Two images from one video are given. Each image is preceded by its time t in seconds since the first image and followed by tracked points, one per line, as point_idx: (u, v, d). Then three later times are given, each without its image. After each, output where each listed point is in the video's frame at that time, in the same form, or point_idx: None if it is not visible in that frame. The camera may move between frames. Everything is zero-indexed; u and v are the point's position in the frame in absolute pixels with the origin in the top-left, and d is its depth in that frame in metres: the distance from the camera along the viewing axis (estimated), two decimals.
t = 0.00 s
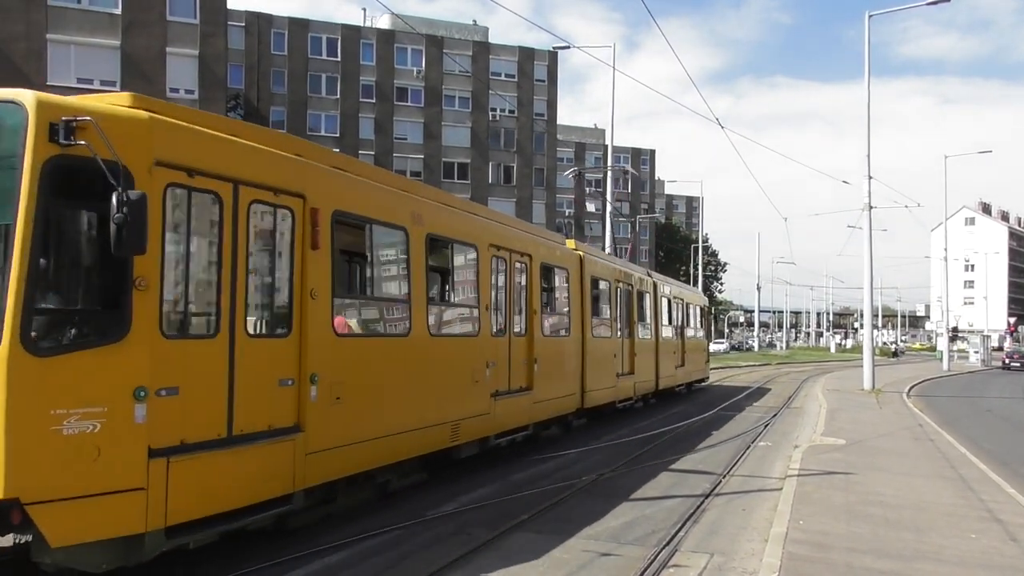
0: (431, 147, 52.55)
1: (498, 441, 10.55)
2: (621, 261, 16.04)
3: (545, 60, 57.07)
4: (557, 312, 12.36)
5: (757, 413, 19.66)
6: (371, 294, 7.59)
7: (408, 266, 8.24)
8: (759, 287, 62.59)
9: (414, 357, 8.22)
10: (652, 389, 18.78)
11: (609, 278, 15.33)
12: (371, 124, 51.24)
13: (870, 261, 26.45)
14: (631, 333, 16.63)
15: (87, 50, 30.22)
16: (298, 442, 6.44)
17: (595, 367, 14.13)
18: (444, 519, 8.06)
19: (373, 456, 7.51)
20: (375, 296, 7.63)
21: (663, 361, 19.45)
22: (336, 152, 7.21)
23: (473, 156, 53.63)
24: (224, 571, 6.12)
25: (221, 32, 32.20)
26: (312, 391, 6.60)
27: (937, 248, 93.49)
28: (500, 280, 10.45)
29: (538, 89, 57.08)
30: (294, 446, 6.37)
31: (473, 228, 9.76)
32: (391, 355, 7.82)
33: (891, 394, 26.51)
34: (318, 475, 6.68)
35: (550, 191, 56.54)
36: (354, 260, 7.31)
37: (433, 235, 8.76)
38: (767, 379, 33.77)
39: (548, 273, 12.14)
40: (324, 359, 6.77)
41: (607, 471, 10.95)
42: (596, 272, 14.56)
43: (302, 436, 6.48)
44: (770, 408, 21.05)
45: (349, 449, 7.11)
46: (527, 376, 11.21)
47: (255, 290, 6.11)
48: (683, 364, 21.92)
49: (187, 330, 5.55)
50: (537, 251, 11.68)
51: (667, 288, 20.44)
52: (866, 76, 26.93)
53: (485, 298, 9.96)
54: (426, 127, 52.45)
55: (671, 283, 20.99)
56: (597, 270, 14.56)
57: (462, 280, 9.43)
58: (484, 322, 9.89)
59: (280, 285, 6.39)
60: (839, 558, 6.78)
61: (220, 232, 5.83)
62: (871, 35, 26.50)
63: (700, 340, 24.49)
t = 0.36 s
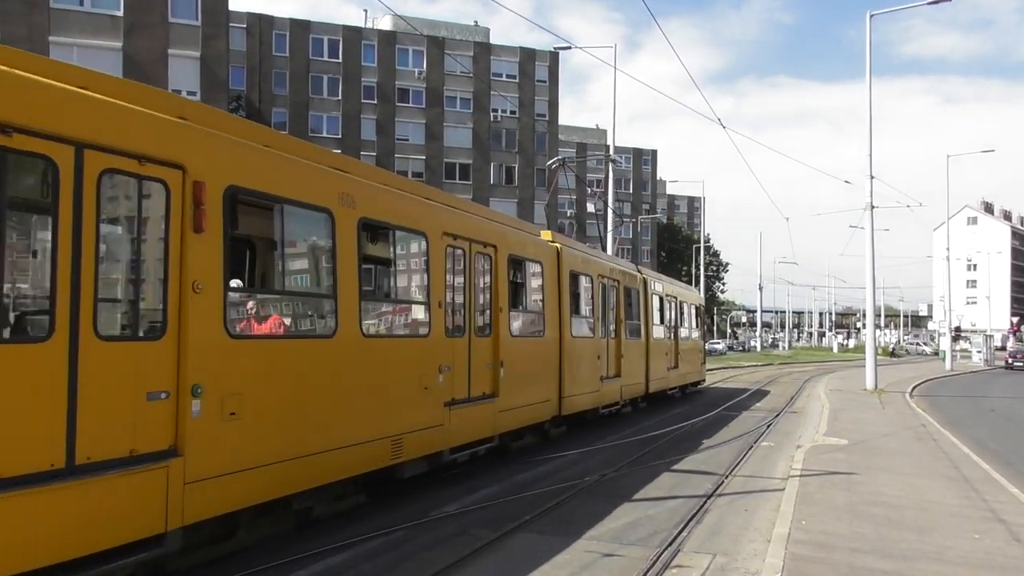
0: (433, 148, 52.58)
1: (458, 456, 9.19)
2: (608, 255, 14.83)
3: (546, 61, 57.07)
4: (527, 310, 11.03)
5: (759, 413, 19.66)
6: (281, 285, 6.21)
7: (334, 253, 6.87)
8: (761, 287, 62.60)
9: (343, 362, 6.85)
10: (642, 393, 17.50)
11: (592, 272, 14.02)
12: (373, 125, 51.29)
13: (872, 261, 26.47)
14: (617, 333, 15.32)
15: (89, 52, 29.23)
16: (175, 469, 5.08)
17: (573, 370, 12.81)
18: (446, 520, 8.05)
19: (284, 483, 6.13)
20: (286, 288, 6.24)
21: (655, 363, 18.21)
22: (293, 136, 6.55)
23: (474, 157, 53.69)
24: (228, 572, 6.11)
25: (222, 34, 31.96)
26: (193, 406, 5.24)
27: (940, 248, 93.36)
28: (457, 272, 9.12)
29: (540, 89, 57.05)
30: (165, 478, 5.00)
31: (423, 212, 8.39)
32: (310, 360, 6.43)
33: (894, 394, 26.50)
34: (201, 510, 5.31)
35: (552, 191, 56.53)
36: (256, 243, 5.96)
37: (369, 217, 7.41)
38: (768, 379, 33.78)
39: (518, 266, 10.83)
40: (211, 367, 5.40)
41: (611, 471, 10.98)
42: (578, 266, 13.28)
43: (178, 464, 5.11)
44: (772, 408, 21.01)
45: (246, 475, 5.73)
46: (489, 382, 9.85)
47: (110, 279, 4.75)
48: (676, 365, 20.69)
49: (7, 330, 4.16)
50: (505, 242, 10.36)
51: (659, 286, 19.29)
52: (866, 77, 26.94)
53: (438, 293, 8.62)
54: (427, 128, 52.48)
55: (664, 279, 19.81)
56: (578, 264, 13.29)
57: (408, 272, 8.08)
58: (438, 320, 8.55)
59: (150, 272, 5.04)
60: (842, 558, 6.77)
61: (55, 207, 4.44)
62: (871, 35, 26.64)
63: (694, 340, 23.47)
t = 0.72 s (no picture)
0: (436, 149, 52.59)
1: (405, 475, 8.06)
2: (588, 247, 13.88)
3: (549, 61, 57.00)
4: (490, 307, 9.96)
5: (763, 413, 19.66)
6: (152, 272, 5.11)
7: (229, 237, 5.77)
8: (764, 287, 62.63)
9: (240, 368, 5.73)
10: (630, 397, 16.59)
11: (569, 266, 12.98)
12: (376, 126, 51.41)
13: (875, 260, 26.42)
14: (597, 331, 14.31)
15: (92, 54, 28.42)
16: None
17: (547, 374, 11.71)
18: (450, 520, 8.05)
19: (155, 516, 5.01)
20: (158, 278, 5.14)
21: (643, 365, 17.30)
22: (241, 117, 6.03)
23: (477, 158, 53.78)
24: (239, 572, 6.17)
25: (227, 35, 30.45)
26: (6, 429, 4.11)
27: (944, 247, 93.14)
28: (403, 264, 8.00)
29: (543, 90, 56.98)
30: None
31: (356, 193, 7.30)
32: (190, 368, 5.32)
33: (898, 393, 26.47)
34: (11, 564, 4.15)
35: (555, 191, 56.49)
36: (115, 223, 4.91)
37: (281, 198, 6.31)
38: (772, 379, 33.75)
39: (480, 259, 9.76)
40: (37, 374, 4.29)
41: (614, 471, 11.01)
42: (552, 259, 12.25)
43: None
44: (776, 409, 20.93)
45: (85, 514, 4.56)
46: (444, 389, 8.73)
47: None
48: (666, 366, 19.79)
49: None
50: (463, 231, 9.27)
51: (651, 282, 18.40)
52: (869, 77, 26.90)
53: (379, 288, 7.49)
54: (430, 129, 52.47)
55: (654, 275, 18.94)
56: (552, 257, 12.26)
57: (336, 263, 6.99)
58: (375, 319, 7.42)
59: None
60: (846, 558, 6.76)
61: None
62: (874, 34, 26.29)
63: (689, 339, 22.58)
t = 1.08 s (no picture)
0: (438, 151, 52.64)
1: (330, 502, 6.93)
2: (568, 240, 12.72)
3: (551, 62, 56.98)
4: (443, 305, 8.81)
5: (767, 414, 19.64)
6: None
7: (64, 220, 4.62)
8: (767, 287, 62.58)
9: (91, 381, 4.65)
10: (636, 399, 16.70)
11: (545, 260, 11.81)
12: (379, 128, 51.50)
13: (879, 260, 26.41)
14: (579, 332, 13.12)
15: (96, 57, 28.20)
16: None
17: (516, 380, 10.51)
18: (454, 522, 8.06)
19: None
20: None
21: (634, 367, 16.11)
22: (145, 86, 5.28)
23: (480, 159, 53.69)
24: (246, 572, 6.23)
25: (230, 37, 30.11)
26: None
27: (947, 247, 93.04)
28: (327, 254, 6.85)
29: (545, 91, 56.98)
30: None
31: (270, 169, 6.26)
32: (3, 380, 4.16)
33: (901, 393, 26.47)
34: None
35: (558, 193, 56.58)
36: None
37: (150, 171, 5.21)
38: (776, 380, 33.73)
39: (432, 249, 8.60)
40: None
41: (617, 472, 11.00)
42: (525, 252, 11.08)
43: None
44: (781, 409, 20.89)
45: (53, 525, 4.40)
46: (385, 399, 7.56)
47: None
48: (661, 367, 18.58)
49: None
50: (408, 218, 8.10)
51: (643, 279, 17.24)
52: (872, 77, 26.83)
53: (292, 279, 6.41)
54: (433, 130, 52.50)
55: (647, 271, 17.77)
56: (525, 250, 11.09)
57: (230, 251, 5.88)
58: (286, 318, 6.31)
59: None
60: (850, 559, 6.75)
61: None
62: (876, 34, 26.08)
63: (687, 339, 21.42)
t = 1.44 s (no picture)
0: (441, 152, 52.70)
1: (224, 539, 5.72)
2: (541, 229, 11.60)
3: (554, 63, 56.97)
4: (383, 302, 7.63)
5: (772, 414, 19.59)
6: None
7: None
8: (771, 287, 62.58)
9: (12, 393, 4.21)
10: (639, 400, 16.76)
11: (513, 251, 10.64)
12: (382, 129, 51.57)
13: (883, 261, 26.35)
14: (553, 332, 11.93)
15: (101, 60, 28.19)
16: None
17: (474, 387, 9.30)
18: (458, 522, 8.07)
19: None
20: None
21: (616, 370, 14.92)
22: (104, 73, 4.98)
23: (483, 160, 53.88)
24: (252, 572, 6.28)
25: (234, 39, 30.08)
26: None
27: (951, 247, 92.78)
28: (220, 238, 5.67)
29: (548, 92, 56.98)
30: None
31: (272, 168, 6.18)
32: None
33: (907, 394, 26.40)
34: None
35: (561, 194, 56.58)
36: None
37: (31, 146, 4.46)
38: (780, 380, 33.73)
39: (368, 237, 7.41)
40: None
41: (620, 473, 11.00)
42: (489, 242, 9.90)
43: None
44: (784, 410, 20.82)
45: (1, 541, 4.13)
46: (305, 412, 6.37)
47: None
48: (648, 370, 17.39)
49: None
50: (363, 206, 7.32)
51: (628, 274, 16.12)
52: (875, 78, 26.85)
53: (169, 269, 5.23)
54: (436, 131, 52.56)
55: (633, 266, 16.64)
56: (489, 240, 9.90)
57: (80, 231, 4.75)
58: (161, 316, 5.15)
59: None
60: (854, 560, 6.74)
61: None
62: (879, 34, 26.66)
63: (678, 339, 20.30)
